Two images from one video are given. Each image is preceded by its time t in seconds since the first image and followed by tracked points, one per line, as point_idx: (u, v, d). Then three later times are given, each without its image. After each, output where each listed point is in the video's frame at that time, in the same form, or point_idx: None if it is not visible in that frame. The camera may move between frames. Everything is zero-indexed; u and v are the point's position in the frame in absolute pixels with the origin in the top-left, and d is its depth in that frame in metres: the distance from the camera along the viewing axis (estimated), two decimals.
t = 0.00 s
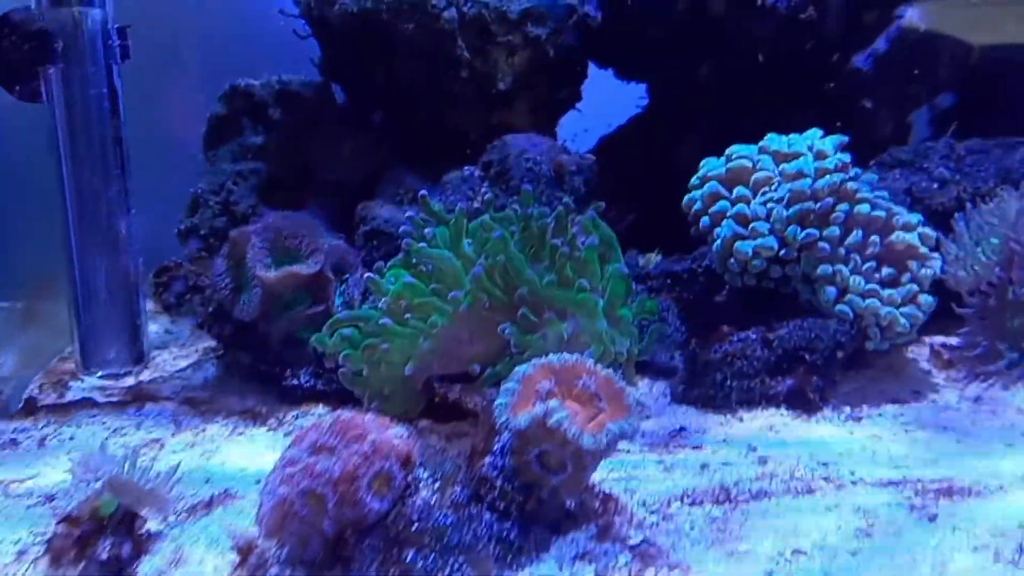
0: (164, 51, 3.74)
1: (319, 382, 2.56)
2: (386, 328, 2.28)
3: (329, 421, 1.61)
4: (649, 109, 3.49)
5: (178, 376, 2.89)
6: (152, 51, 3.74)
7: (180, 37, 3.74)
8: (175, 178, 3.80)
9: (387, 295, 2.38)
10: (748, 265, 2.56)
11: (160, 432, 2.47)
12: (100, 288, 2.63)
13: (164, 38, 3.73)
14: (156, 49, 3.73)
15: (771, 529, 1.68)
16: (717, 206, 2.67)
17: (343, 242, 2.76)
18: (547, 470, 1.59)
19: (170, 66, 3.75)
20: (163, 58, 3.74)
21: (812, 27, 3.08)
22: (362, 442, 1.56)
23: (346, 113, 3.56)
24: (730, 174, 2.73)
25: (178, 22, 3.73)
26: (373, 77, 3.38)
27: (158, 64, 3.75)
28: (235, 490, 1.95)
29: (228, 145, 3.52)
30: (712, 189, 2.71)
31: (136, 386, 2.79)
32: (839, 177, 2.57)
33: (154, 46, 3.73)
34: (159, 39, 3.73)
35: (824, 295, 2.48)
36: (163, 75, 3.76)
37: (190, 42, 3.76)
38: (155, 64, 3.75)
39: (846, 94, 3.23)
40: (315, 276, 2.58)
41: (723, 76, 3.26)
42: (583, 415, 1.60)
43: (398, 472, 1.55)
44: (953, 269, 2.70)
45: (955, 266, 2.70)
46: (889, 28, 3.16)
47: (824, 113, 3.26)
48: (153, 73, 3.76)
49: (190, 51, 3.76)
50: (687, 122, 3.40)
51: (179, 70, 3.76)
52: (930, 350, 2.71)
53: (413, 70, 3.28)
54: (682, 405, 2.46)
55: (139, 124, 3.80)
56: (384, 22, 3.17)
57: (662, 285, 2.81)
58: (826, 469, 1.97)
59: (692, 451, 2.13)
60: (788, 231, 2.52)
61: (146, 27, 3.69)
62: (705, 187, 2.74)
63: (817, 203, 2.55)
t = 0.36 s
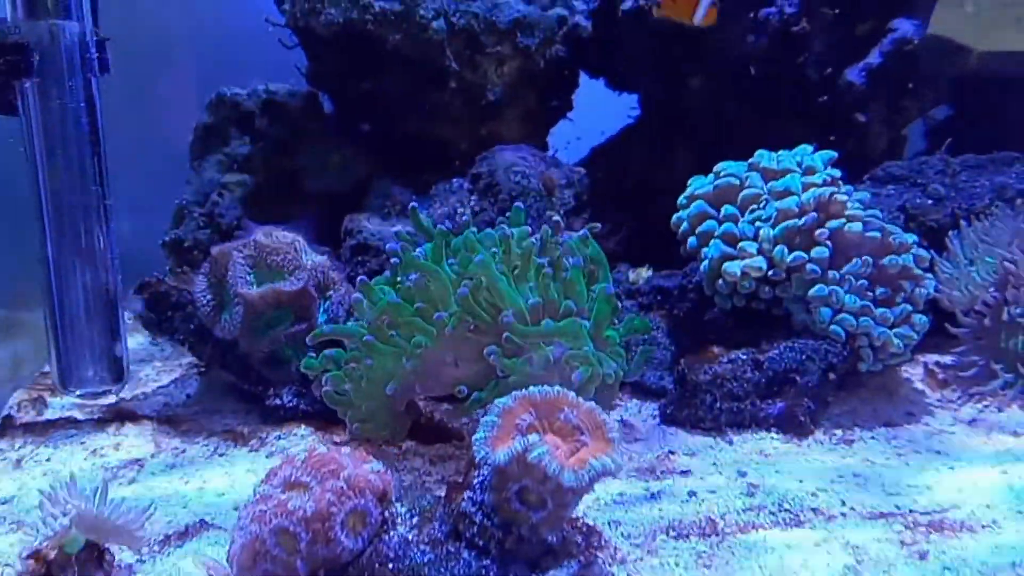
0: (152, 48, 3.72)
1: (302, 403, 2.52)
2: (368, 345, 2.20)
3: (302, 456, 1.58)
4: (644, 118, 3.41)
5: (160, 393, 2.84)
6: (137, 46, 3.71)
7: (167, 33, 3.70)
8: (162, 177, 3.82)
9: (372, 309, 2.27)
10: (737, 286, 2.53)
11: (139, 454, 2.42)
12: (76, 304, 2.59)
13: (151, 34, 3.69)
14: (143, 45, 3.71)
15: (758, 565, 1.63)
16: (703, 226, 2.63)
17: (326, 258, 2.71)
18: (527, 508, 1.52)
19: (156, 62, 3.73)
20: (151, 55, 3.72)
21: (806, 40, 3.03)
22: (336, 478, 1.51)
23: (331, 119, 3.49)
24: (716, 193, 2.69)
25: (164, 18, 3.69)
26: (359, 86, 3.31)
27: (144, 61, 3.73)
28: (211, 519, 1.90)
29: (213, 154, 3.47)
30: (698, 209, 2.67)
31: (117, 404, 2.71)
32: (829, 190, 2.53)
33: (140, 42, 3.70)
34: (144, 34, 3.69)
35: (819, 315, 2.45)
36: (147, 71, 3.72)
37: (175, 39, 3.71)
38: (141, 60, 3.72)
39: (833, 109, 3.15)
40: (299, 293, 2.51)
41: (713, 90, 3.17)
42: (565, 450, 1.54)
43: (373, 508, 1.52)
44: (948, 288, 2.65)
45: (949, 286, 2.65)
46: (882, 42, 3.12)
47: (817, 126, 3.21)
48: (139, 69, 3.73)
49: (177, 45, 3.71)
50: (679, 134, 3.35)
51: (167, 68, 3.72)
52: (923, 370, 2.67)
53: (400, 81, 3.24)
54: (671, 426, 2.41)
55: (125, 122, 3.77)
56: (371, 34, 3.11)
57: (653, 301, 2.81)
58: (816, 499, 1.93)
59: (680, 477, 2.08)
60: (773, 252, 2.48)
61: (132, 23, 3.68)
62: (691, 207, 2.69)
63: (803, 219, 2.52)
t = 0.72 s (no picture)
0: (151, 47, 3.77)
1: (299, 428, 2.51)
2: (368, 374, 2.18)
3: (296, 499, 1.59)
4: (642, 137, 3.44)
5: (158, 415, 2.84)
6: (136, 44, 3.75)
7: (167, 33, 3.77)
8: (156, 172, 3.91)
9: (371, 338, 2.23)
10: (734, 314, 2.55)
11: (136, 479, 2.41)
12: (73, 329, 2.56)
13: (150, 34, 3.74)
14: (142, 44, 3.75)
15: None
16: (700, 253, 2.65)
17: (323, 281, 2.71)
18: (523, 551, 1.51)
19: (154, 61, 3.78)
20: (149, 53, 3.77)
21: (805, 61, 3.05)
22: (331, 522, 1.52)
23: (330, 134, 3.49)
24: (712, 219, 2.71)
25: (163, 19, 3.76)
26: (357, 104, 3.30)
27: (143, 59, 3.76)
28: (206, 550, 1.89)
29: (212, 171, 3.50)
30: (694, 235, 2.69)
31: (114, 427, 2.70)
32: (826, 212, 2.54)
33: (139, 40, 3.74)
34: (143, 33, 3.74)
35: (819, 338, 2.42)
36: (146, 69, 3.77)
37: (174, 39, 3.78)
38: (139, 58, 3.75)
39: (834, 130, 3.18)
40: (296, 318, 2.51)
41: (711, 112, 3.15)
42: (560, 493, 1.54)
43: (367, 551, 1.51)
44: (945, 314, 2.67)
45: (947, 312, 2.67)
46: (881, 63, 3.09)
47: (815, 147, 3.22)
48: (136, 67, 3.75)
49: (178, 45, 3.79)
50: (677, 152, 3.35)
51: (167, 67, 3.79)
52: (922, 395, 2.67)
53: (398, 100, 3.24)
54: (668, 453, 2.41)
55: (120, 117, 3.83)
56: (371, 54, 3.11)
57: (653, 323, 2.81)
58: (813, 534, 1.92)
59: (677, 509, 2.07)
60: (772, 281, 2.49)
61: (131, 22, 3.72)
62: (687, 233, 2.71)
63: (798, 245, 2.53)
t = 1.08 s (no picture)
0: (147, 48, 3.80)
1: (295, 449, 2.50)
2: (366, 399, 2.19)
3: (290, 533, 1.60)
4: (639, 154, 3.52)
5: (155, 433, 2.84)
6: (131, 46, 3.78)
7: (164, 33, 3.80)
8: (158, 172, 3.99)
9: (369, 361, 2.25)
10: (733, 337, 2.54)
11: (132, 499, 2.41)
12: (70, 349, 2.55)
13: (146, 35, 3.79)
14: (138, 46, 3.78)
15: None
16: (695, 274, 2.65)
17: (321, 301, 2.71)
18: None
19: (152, 62, 3.82)
20: (146, 54, 3.81)
21: (803, 81, 3.06)
22: (326, 556, 1.54)
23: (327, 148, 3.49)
24: (707, 241, 2.72)
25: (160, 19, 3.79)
26: (356, 120, 3.31)
27: (139, 61, 3.80)
28: None
29: (210, 185, 3.54)
30: (689, 257, 2.70)
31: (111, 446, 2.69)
32: (823, 230, 2.57)
33: (135, 42, 3.78)
34: (140, 34, 3.77)
35: (813, 361, 2.42)
36: (142, 71, 3.81)
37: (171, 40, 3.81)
38: (135, 59, 3.80)
39: (833, 149, 3.18)
40: (293, 339, 2.50)
41: (708, 129, 3.19)
42: (555, 527, 1.54)
43: None
44: (944, 336, 2.67)
45: (946, 334, 2.68)
46: (880, 82, 3.09)
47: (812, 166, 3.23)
48: (133, 69, 3.80)
49: (174, 46, 3.82)
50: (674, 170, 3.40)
51: (165, 69, 3.83)
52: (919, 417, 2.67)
53: (396, 116, 3.25)
54: (664, 476, 2.40)
55: (121, 117, 3.91)
56: (368, 72, 3.11)
57: (649, 341, 2.81)
58: (811, 561, 1.91)
59: (673, 534, 2.06)
60: (768, 303, 2.49)
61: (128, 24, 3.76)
62: (682, 255, 2.73)
63: (794, 268, 2.55)
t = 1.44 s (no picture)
0: (145, 65, 3.82)
1: (289, 476, 2.49)
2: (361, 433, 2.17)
3: None
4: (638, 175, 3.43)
5: (151, 456, 2.84)
6: (130, 63, 3.83)
7: (159, 48, 3.83)
8: (155, 188, 4.11)
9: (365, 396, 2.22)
10: (729, 366, 2.54)
11: (126, 526, 2.41)
12: (64, 378, 2.55)
13: (142, 51, 3.81)
14: (137, 64, 3.83)
15: None
16: (688, 302, 2.68)
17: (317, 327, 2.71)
18: None
19: (149, 78, 3.85)
20: (145, 72, 3.84)
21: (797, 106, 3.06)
22: None
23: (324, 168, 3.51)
24: (701, 267, 2.72)
25: (153, 34, 3.81)
26: (353, 143, 3.31)
27: (139, 78, 3.84)
28: None
29: (209, 204, 3.52)
30: (683, 284, 2.71)
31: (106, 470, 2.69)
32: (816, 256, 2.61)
33: (134, 61, 3.83)
34: (137, 52, 3.81)
35: (804, 393, 2.43)
36: (142, 90, 3.85)
37: (167, 53, 3.83)
38: (135, 77, 3.84)
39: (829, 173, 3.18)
40: (288, 367, 2.50)
41: (705, 153, 3.21)
42: (544, 571, 1.62)
43: None
44: (938, 363, 2.67)
45: (941, 361, 2.67)
46: (875, 106, 3.09)
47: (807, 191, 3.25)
48: (133, 87, 3.85)
49: (170, 60, 3.83)
50: (671, 191, 3.36)
51: (161, 86, 3.86)
52: (914, 444, 2.66)
53: (393, 139, 3.26)
54: (658, 505, 2.39)
55: (120, 135, 3.97)
56: (366, 96, 3.13)
57: (645, 366, 2.80)
58: None
59: (664, 566, 2.05)
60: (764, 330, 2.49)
61: (125, 41, 3.79)
62: (676, 282, 2.74)
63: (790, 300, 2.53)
